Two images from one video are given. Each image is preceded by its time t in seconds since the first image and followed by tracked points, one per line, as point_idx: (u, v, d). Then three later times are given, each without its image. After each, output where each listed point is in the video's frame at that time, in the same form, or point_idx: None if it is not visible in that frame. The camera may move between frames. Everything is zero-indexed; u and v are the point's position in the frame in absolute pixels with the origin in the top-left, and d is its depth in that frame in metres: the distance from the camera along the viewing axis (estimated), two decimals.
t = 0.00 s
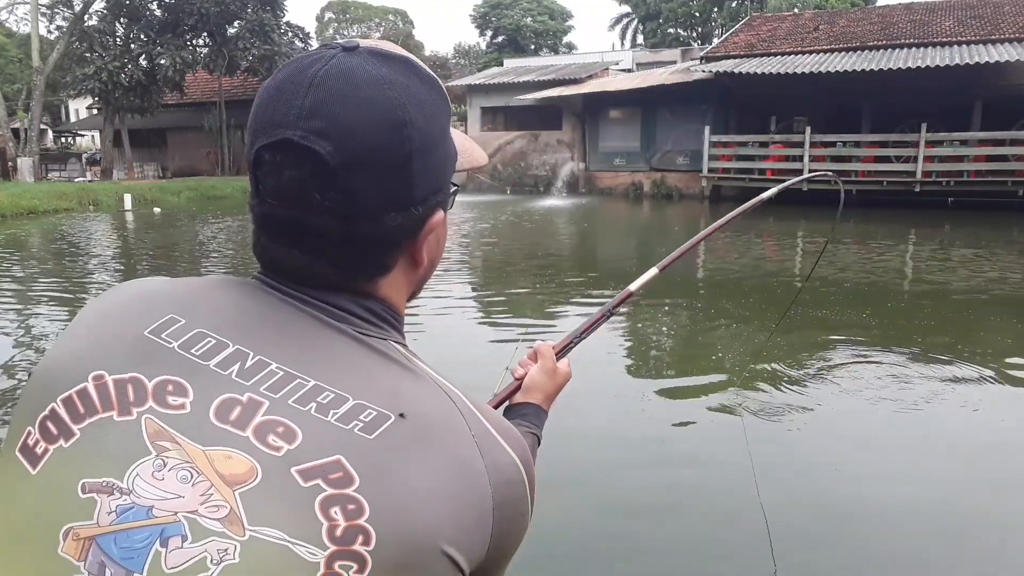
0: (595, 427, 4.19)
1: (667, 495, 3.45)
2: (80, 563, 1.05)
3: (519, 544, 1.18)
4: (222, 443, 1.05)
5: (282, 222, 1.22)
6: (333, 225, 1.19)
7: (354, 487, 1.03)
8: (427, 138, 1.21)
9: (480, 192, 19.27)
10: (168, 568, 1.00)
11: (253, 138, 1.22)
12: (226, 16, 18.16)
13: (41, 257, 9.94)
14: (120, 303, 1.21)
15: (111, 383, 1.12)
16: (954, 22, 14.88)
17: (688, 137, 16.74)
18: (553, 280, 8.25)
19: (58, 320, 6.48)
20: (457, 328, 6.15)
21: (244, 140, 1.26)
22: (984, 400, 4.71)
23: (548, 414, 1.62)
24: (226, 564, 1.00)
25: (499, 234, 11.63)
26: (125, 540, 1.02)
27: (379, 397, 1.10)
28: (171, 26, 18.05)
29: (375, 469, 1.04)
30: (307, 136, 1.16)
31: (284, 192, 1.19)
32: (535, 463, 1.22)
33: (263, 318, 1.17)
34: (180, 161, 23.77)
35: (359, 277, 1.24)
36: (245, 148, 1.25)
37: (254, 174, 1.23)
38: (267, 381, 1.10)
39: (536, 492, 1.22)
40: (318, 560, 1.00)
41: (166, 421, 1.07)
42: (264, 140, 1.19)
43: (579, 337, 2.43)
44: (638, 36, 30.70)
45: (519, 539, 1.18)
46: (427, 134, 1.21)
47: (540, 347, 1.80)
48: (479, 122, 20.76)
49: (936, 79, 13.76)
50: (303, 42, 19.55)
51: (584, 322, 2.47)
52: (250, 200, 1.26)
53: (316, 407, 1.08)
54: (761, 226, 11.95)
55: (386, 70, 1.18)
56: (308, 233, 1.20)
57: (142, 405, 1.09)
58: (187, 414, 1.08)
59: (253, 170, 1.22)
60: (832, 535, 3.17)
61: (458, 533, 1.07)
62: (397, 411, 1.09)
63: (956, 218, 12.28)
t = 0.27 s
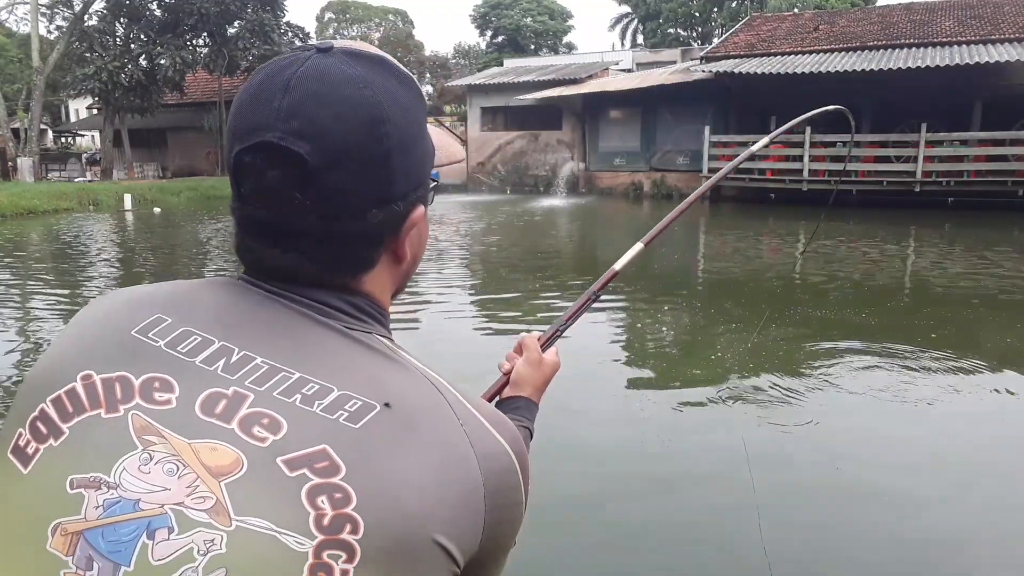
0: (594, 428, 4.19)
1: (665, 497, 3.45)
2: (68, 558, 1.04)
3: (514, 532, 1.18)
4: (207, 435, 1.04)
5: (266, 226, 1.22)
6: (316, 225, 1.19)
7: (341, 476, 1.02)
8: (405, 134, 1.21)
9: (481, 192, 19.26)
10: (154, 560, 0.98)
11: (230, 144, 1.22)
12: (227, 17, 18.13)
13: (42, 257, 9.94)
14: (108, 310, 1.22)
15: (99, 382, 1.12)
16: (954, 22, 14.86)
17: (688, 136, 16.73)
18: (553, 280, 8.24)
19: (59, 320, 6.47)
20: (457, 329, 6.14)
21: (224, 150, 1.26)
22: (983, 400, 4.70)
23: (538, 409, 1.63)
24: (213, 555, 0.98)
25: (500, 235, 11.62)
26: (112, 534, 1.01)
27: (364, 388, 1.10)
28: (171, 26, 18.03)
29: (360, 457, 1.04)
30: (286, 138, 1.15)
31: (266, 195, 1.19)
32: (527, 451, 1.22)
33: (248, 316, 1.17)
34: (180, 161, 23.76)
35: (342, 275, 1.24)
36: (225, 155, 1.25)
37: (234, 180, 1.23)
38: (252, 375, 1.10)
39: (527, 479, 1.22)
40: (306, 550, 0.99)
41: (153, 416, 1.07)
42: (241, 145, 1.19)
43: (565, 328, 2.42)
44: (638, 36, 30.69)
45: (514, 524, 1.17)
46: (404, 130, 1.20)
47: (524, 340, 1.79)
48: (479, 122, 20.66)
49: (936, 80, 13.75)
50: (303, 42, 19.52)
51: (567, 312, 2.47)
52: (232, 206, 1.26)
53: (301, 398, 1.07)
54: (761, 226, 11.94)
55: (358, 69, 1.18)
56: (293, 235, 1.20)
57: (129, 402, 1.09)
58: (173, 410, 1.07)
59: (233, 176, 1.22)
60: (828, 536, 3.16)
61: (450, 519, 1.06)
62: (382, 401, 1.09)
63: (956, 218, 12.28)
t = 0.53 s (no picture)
0: (591, 426, 4.19)
1: (660, 496, 3.43)
2: (40, 543, 1.03)
3: (503, 495, 1.20)
4: (174, 415, 1.06)
5: (224, 228, 1.22)
6: (272, 219, 1.20)
7: (305, 439, 1.03)
8: (350, 122, 1.21)
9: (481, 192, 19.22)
10: (122, 534, 0.98)
11: (178, 155, 1.22)
12: (227, 16, 18.06)
13: (42, 257, 9.91)
14: (90, 325, 1.25)
15: (74, 382, 1.15)
16: (954, 22, 14.84)
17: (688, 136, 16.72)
18: (553, 279, 8.21)
19: (58, 320, 6.45)
20: (456, 328, 6.12)
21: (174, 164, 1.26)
22: (982, 399, 4.68)
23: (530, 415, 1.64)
24: (179, 523, 0.98)
25: (499, 234, 11.59)
26: (82, 514, 1.01)
27: (325, 359, 1.13)
28: (171, 26, 17.95)
29: (326, 420, 1.05)
30: (234, 139, 1.16)
31: (218, 196, 1.19)
32: (506, 415, 1.23)
33: (214, 311, 1.20)
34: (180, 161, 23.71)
35: (303, 267, 1.24)
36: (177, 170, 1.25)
37: (186, 188, 1.23)
38: (216, 358, 1.12)
39: (511, 444, 1.24)
40: (275, 515, 0.99)
41: (123, 404, 1.09)
42: (190, 152, 1.19)
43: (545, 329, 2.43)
44: (638, 36, 30.62)
45: (502, 488, 1.19)
46: (349, 120, 1.21)
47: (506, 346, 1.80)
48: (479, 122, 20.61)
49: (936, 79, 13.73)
50: (303, 42, 19.47)
51: (546, 314, 2.47)
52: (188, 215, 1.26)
53: (263, 372, 1.10)
54: (760, 226, 11.92)
55: (295, 67, 1.19)
56: (251, 232, 1.21)
57: (101, 395, 1.11)
58: (142, 397, 1.09)
59: (185, 184, 1.23)
60: (822, 535, 3.15)
61: (432, 478, 1.07)
62: (344, 367, 1.12)
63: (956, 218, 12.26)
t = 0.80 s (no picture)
0: (587, 425, 4.20)
1: (647, 494, 3.45)
2: None
3: (468, 461, 1.21)
4: (114, 404, 1.10)
5: (169, 224, 1.26)
6: (214, 210, 1.23)
7: (235, 416, 1.07)
8: (285, 108, 1.24)
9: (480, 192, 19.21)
10: (58, 522, 1.02)
11: (121, 153, 1.27)
12: (227, 17, 18.03)
13: (42, 257, 9.91)
14: (57, 332, 1.32)
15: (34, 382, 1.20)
16: (954, 22, 14.85)
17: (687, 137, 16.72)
18: (552, 280, 8.22)
19: (59, 320, 6.46)
20: (455, 328, 6.13)
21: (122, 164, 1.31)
22: (976, 398, 4.68)
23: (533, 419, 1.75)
24: (109, 507, 1.02)
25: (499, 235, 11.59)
26: (24, 505, 1.05)
27: (262, 337, 1.17)
28: (171, 26, 17.86)
29: (259, 397, 1.09)
30: (168, 132, 1.20)
31: (159, 188, 1.23)
32: (466, 380, 1.26)
33: (164, 305, 1.25)
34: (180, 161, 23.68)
35: (249, 257, 1.27)
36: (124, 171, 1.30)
37: (131, 186, 1.27)
38: (158, 346, 1.17)
39: (473, 413, 1.25)
40: (205, 494, 1.02)
41: (72, 400, 1.14)
42: (129, 149, 1.23)
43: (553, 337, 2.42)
44: (637, 36, 30.60)
45: (465, 455, 1.21)
46: (282, 106, 1.24)
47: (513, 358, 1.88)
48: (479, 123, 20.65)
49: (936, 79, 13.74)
50: (303, 42, 19.45)
51: (554, 322, 2.46)
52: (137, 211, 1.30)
53: (200, 356, 1.14)
54: (759, 227, 11.93)
55: (225, 61, 1.23)
56: (196, 223, 1.24)
57: (53, 393, 1.16)
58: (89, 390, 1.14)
59: (130, 183, 1.27)
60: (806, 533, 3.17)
61: (374, 449, 1.09)
62: (279, 344, 1.15)
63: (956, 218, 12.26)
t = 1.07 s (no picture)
0: (584, 425, 4.20)
1: (644, 494, 3.44)
2: None
3: (449, 461, 1.20)
4: (89, 403, 1.10)
5: (142, 224, 1.25)
6: (190, 209, 1.22)
7: (211, 415, 1.06)
8: (257, 106, 1.23)
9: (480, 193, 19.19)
10: (32, 522, 1.02)
11: (93, 155, 1.26)
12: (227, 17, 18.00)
13: (42, 257, 9.92)
14: (40, 334, 1.31)
15: (16, 384, 1.20)
16: (954, 22, 14.83)
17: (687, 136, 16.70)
18: (552, 280, 8.20)
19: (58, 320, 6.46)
20: (454, 328, 6.12)
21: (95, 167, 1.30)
22: (975, 399, 4.66)
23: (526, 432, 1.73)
24: (84, 505, 1.01)
25: (499, 235, 11.57)
26: None
27: (240, 335, 1.16)
28: (171, 26, 17.82)
29: (235, 394, 1.08)
30: (139, 131, 1.19)
31: (131, 187, 1.22)
32: (451, 379, 1.25)
33: (144, 306, 1.24)
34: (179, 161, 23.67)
35: (223, 257, 1.26)
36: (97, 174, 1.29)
37: (103, 187, 1.26)
38: (135, 346, 1.16)
39: (455, 412, 1.23)
40: (179, 491, 1.02)
41: (50, 401, 1.13)
42: (100, 149, 1.22)
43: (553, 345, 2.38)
44: (638, 36, 30.59)
45: (446, 453, 1.19)
46: (253, 105, 1.23)
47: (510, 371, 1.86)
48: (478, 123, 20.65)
49: (935, 79, 13.73)
50: (303, 42, 19.43)
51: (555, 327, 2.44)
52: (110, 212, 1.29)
53: (177, 354, 1.13)
54: (759, 227, 11.92)
55: (195, 60, 1.22)
56: (171, 222, 1.24)
57: (32, 393, 1.15)
58: (66, 391, 1.13)
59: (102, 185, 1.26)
60: (803, 533, 3.16)
61: (351, 448, 1.08)
62: (256, 342, 1.15)
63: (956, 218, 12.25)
